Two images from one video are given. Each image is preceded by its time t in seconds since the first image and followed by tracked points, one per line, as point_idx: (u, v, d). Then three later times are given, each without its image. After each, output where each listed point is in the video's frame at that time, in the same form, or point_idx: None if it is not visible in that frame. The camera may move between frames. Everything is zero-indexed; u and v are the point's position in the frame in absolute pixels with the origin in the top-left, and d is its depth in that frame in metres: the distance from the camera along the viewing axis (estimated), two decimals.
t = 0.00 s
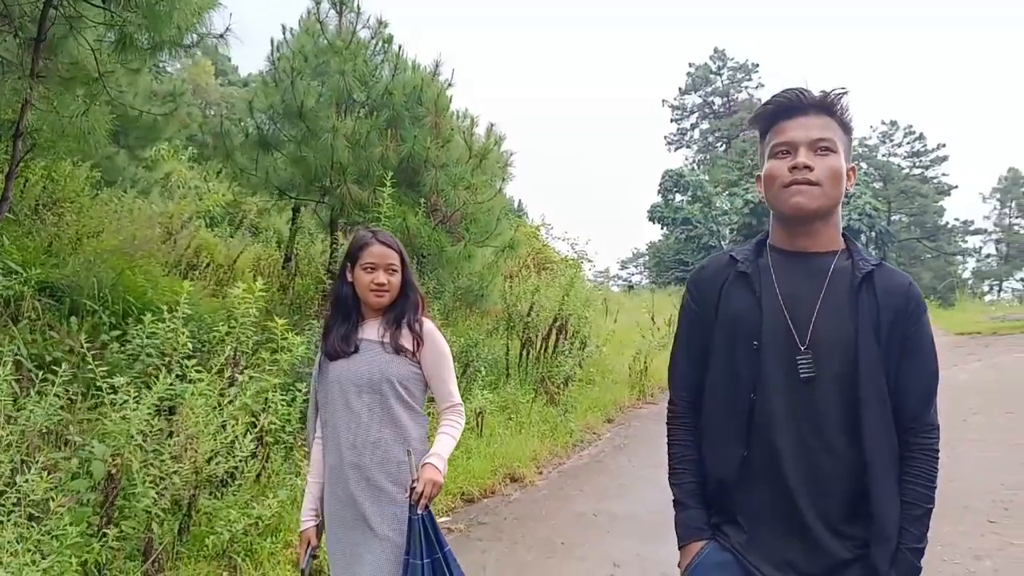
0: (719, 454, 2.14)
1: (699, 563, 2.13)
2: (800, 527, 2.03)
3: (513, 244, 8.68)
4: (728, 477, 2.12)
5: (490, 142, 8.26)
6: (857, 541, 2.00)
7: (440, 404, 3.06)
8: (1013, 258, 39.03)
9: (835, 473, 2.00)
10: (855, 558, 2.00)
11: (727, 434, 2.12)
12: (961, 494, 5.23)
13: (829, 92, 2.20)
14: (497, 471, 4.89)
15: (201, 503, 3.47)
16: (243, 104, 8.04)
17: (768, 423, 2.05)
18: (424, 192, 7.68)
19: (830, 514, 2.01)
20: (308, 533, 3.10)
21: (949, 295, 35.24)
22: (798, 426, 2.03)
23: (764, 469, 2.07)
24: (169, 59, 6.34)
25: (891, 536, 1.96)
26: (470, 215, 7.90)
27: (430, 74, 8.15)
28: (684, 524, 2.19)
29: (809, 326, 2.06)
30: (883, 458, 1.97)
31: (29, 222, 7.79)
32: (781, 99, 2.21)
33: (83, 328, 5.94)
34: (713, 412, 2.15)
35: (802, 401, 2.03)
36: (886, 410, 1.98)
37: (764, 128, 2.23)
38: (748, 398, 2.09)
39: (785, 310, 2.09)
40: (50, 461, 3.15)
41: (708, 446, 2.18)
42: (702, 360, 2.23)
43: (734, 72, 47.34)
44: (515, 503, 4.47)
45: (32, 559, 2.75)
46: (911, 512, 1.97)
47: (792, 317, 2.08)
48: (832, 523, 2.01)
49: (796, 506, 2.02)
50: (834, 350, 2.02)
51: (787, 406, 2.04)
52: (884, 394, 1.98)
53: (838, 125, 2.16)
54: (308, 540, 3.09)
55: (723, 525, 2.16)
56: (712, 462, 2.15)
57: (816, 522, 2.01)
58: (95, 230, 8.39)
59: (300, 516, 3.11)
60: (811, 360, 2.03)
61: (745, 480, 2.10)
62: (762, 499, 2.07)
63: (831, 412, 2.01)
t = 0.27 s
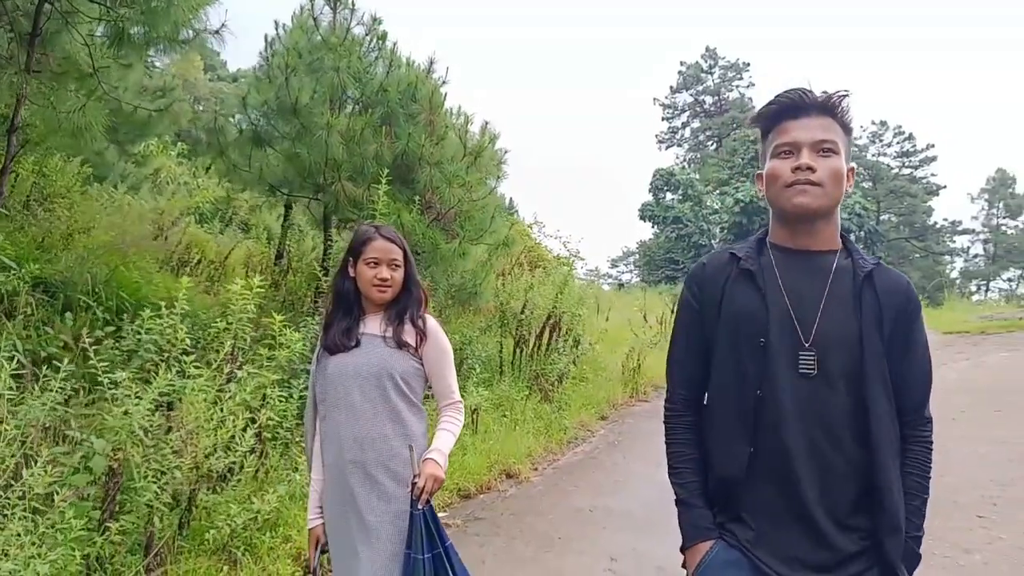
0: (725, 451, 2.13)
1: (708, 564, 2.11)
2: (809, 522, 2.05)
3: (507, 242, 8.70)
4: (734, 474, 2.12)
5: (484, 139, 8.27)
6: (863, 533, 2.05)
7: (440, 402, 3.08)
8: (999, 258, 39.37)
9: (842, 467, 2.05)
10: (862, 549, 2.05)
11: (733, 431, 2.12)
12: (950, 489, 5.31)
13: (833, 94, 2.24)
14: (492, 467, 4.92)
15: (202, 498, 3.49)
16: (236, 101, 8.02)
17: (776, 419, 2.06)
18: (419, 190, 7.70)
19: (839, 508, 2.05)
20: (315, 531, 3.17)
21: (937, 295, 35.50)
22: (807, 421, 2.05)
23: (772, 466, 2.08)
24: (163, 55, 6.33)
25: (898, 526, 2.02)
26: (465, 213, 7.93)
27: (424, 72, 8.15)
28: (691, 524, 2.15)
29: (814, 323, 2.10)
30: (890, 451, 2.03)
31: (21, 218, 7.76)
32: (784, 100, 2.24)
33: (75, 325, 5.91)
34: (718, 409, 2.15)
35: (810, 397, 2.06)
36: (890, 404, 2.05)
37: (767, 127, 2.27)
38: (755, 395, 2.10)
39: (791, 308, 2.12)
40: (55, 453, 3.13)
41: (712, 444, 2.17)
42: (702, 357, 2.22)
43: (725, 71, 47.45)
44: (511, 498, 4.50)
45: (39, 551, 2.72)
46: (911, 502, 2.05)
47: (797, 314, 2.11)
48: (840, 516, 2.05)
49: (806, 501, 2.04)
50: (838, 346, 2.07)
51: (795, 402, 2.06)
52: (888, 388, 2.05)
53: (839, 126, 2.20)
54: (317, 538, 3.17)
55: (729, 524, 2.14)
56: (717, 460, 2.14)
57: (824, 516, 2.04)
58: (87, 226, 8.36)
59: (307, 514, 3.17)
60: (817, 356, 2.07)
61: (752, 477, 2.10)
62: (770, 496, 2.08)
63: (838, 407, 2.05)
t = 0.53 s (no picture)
0: (729, 455, 2.15)
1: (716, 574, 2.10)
2: (814, 521, 2.10)
3: (498, 241, 8.74)
4: (738, 477, 2.14)
5: (476, 140, 8.30)
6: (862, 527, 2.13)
7: (439, 399, 3.14)
8: (981, 259, 39.83)
9: (842, 465, 2.12)
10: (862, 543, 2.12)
11: (737, 434, 2.14)
12: (935, 486, 5.41)
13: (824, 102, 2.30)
14: (486, 464, 4.97)
15: (201, 496, 3.52)
16: (227, 100, 8.01)
17: (780, 421, 2.10)
18: (410, 190, 7.73)
19: (842, 506, 2.11)
20: (316, 529, 3.18)
21: (921, 295, 35.88)
22: (809, 422, 2.11)
23: (776, 467, 2.12)
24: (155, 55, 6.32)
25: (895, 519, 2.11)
26: (456, 213, 7.96)
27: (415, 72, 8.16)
28: (695, 534, 2.15)
29: (811, 324, 2.16)
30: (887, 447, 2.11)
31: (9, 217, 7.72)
32: (777, 106, 2.30)
33: (65, 324, 5.89)
34: (720, 414, 2.17)
35: (812, 397, 2.11)
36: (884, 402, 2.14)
37: (760, 132, 2.32)
38: (758, 398, 2.12)
39: (788, 312, 2.17)
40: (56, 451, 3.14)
41: (714, 448, 2.18)
42: (698, 362, 2.23)
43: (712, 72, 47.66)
44: (505, 495, 4.55)
45: (45, 546, 2.77)
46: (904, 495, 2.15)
47: (794, 317, 2.17)
48: (842, 513, 2.11)
49: (811, 501, 2.09)
50: (835, 347, 2.13)
51: (797, 404, 2.11)
52: (882, 387, 2.13)
53: (830, 134, 2.27)
54: (319, 536, 3.18)
55: (732, 531, 2.16)
56: (720, 464, 2.16)
57: (827, 515, 2.10)
58: (75, 224, 8.33)
59: (308, 513, 3.19)
60: (816, 359, 2.13)
61: (756, 479, 2.13)
62: (776, 497, 2.11)
63: (837, 406, 2.12)
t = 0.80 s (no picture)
0: (726, 461, 2.16)
1: None
2: (815, 523, 2.11)
3: (490, 241, 8.78)
4: (737, 484, 2.15)
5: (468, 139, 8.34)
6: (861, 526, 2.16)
7: (439, 396, 3.18)
8: (966, 259, 40.21)
9: (837, 466, 2.16)
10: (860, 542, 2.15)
11: (734, 440, 2.16)
12: (922, 482, 5.49)
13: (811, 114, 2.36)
14: (481, 462, 5.00)
15: (199, 493, 3.53)
16: (218, 99, 8.00)
17: (777, 424, 2.13)
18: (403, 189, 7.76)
19: (840, 505, 2.14)
20: (311, 526, 3.22)
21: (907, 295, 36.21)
22: (805, 425, 2.14)
23: (775, 472, 2.13)
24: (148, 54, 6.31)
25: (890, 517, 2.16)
26: (449, 212, 8.00)
27: (407, 72, 8.18)
28: (696, 547, 2.13)
29: (802, 327, 2.20)
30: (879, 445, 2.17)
31: None
32: (767, 116, 2.34)
33: (58, 324, 5.87)
34: (718, 420, 2.18)
35: (806, 400, 2.15)
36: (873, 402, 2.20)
37: (749, 141, 2.36)
38: (754, 403, 2.15)
39: (780, 317, 2.21)
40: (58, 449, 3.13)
41: (711, 455, 2.19)
42: (693, 370, 2.23)
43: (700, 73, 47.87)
44: (500, 493, 4.59)
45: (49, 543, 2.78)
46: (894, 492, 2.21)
47: (786, 321, 2.21)
48: (840, 514, 2.14)
49: (811, 503, 2.11)
50: (825, 350, 2.18)
51: (793, 407, 2.14)
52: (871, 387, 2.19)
53: (817, 145, 2.33)
54: (311, 533, 3.22)
55: (731, 543, 2.15)
56: (718, 472, 2.17)
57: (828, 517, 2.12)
58: (65, 223, 8.29)
59: (302, 510, 3.24)
60: (809, 362, 2.17)
61: (756, 484, 2.14)
62: (776, 502, 2.13)
63: (831, 408, 2.16)
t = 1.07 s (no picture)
0: (720, 462, 2.20)
1: None
2: (808, 521, 2.14)
3: (482, 241, 8.83)
4: (731, 483, 2.19)
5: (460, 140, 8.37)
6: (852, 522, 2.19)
7: (440, 393, 3.23)
8: (951, 259, 40.62)
9: (828, 463, 2.18)
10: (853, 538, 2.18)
11: (727, 440, 2.19)
12: (908, 479, 5.59)
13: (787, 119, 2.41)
14: (475, 460, 5.05)
15: (199, 491, 3.57)
16: (210, 99, 7.99)
17: (768, 424, 2.15)
18: (396, 189, 7.80)
19: (832, 502, 2.16)
20: (304, 518, 3.21)
21: (892, 295, 36.54)
22: (796, 423, 2.16)
23: (767, 471, 2.16)
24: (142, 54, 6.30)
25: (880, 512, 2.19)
26: (441, 213, 8.05)
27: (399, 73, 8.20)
28: (691, 549, 2.17)
29: (791, 327, 2.23)
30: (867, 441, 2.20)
31: None
32: (747, 121, 2.38)
33: (51, 324, 5.85)
34: (710, 422, 2.21)
35: (796, 400, 2.17)
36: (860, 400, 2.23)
37: (730, 146, 2.39)
38: (745, 404, 2.17)
39: (769, 318, 2.23)
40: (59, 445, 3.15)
41: (705, 456, 2.23)
42: (685, 373, 2.26)
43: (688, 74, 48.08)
44: (495, 490, 4.64)
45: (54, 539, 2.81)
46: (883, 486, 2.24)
47: (775, 321, 2.23)
48: (831, 511, 2.17)
49: (803, 501, 2.14)
50: (813, 349, 2.21)
51: (784, 406, 2.16)
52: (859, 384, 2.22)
53: (795, 148, 2.37)
54: (304, 525, 3.21)
55: (725, 543, 2.19)
56: (712, 473, 2.20)
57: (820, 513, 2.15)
58: (55, 223, 8.26)
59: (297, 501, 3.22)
60: (798, 361, 2.19)
61: (749, 484, 2.17)
62: (768, 501, 2.15)
63: (820, 406, 2.19)
